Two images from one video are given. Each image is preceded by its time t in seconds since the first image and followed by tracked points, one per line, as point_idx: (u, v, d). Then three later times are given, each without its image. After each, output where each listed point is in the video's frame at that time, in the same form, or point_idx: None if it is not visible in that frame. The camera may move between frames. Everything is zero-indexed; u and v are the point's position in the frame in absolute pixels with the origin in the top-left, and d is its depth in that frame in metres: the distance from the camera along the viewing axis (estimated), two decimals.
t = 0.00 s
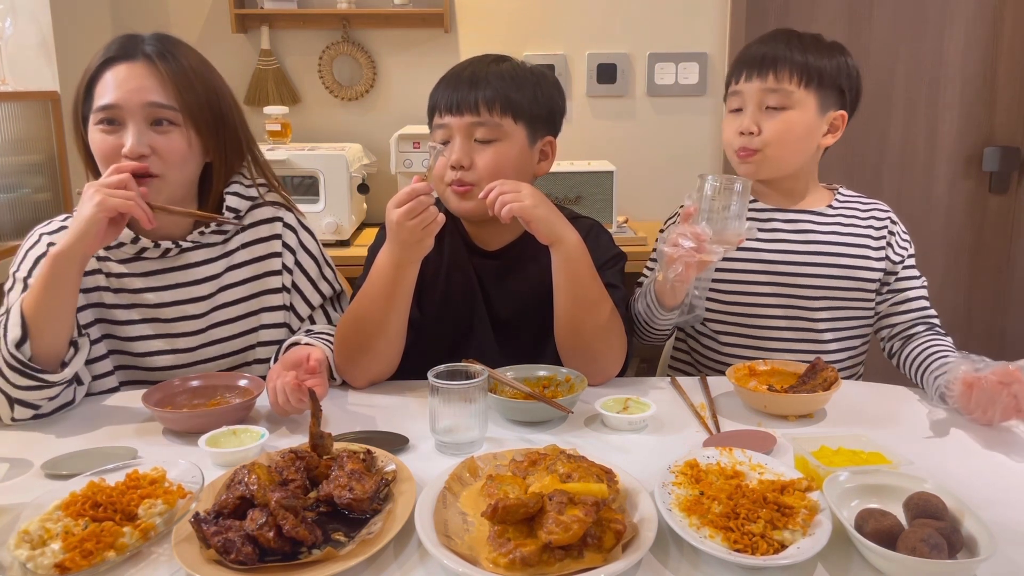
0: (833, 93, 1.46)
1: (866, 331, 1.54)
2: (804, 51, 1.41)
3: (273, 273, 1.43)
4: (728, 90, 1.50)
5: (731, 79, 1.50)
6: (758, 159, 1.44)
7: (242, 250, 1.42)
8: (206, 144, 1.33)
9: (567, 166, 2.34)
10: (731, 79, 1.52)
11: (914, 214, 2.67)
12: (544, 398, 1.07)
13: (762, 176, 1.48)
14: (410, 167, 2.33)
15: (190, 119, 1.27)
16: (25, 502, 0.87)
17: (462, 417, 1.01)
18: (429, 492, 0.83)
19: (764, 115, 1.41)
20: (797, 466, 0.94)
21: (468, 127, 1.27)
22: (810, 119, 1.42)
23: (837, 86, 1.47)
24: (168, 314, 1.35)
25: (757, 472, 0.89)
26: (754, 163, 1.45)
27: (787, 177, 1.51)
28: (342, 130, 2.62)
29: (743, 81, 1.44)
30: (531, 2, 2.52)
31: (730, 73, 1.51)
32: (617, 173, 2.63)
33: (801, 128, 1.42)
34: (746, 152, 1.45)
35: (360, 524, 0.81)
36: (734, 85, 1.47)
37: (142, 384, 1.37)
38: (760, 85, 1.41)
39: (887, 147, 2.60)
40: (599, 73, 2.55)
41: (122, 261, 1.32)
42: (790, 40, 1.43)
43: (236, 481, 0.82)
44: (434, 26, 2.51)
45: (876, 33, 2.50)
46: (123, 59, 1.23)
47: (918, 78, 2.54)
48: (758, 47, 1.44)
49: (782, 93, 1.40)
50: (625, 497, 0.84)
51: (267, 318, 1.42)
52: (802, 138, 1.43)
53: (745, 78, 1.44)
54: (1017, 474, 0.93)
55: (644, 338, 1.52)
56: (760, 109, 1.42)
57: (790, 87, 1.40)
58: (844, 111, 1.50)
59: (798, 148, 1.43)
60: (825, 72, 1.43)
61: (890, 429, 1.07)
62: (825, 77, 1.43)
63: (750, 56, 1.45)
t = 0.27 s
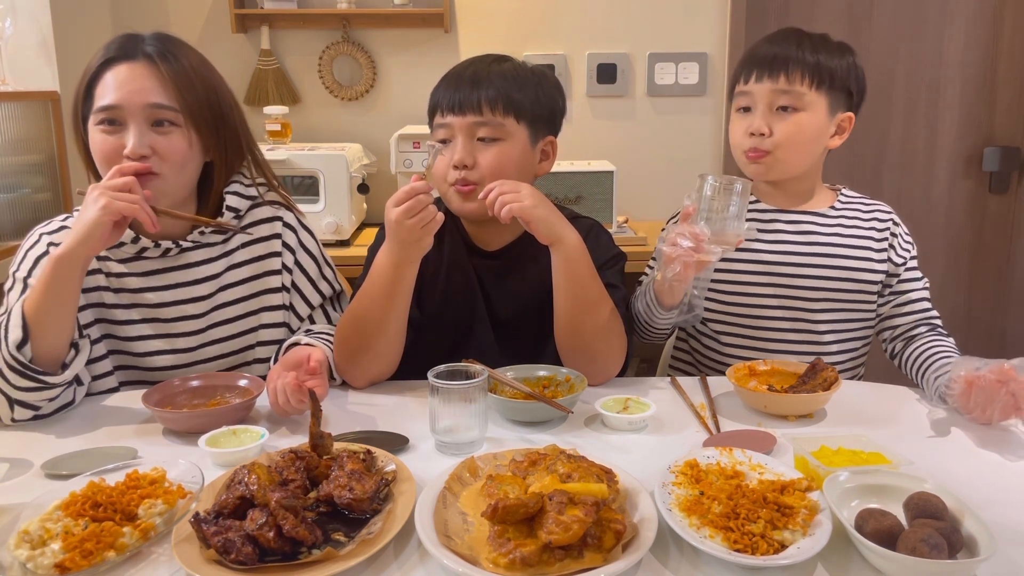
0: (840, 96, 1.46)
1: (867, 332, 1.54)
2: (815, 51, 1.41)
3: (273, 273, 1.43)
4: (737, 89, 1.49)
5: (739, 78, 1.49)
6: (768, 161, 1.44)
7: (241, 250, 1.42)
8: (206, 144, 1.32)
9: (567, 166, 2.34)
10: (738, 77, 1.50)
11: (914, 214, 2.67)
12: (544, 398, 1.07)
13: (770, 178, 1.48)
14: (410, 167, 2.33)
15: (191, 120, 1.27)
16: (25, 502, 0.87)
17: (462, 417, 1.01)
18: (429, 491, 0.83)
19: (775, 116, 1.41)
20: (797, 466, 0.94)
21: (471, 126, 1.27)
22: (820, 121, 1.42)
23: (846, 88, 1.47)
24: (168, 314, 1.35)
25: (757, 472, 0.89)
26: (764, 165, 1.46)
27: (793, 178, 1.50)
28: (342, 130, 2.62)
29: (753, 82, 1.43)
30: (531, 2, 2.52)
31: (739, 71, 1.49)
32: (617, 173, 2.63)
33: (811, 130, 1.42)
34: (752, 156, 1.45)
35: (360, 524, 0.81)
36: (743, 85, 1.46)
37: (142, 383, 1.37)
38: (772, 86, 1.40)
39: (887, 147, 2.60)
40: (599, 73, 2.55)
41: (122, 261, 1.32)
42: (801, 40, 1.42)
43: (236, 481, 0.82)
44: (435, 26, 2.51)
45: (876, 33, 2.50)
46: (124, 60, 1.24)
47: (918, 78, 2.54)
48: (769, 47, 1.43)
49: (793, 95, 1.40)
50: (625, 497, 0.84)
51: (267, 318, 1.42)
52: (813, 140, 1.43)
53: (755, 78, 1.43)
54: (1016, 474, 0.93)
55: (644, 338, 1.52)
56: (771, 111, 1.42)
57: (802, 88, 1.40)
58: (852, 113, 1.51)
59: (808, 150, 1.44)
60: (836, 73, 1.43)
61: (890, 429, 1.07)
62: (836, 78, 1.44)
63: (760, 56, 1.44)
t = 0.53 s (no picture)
0: (844, 96, 1.46)
1: (867, 333, 1.54)
2: (819, 51, 1.41)
3: (273, 272, 1.43)
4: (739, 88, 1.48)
5: (741, 80, 1.49)
6: (774, 163, 1.44)
7: (241, 250, 1.42)
8: (208, 144, 1.32)
9: (567, 166, 2.34)
10: (741, 79, 1.50)
11: (914, 214, 2.67)
12: (544, 398, 1.07)
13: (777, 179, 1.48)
14: (410, 167, 2.33)
15: (193, 121, 1.27)
16: (25, 502, 0.87)
17: (462, 417, 1.01)
18: (428, 491, 0.83)
19: (781, 117, 1.41)
20: (797, 466, 0.94)
21: (475, 125, 1.27)
22: (825, 122, 1.42)
23: (850, 88, 1.47)
24: (167, 314, 1.35)
25: (757, 472, 0.89)
26: (771, 167, 1.45)
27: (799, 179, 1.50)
28: (342, 130, 2.62)
29: (758, 83, 1.43)
30: (531, 2, 2.52)
31: (741, 73, 1.49)
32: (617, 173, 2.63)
33: (817, 132, 1.42)
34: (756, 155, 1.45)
35: (360, 524, 0.81)
36: (747, 86, 1.46)
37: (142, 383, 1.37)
38: (777, 88, 1.40)
39: (887, 147, 2.60)
40: (599, 73, 2.55)
41: (121, 261, 1.32)
42: (804, 40, 1.42)
43: (236, 481, 0.82)
44: (434, 26, 2.51)
45: (876, 32, 2.50)
46: (126, 61, 1.23)
47: (918, 78, 2.54)
48: (772, 48, 1.42)
49: (799, 96, 1.40)
50: (625, 497, 0.84)
51: (267, 318, 1.42)
52: (818, 140, 1.43)
53: (760, 79, 1.43)
54: (1016, 474, 0.93)
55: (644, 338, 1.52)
56: (776, 112, 1.42)
57: (808, 89, 1.40)
58: (855, 113, 1.52)
59: (814, 150, 1.44)
60: (841, 73, 1.43)
61: (890, 429, 1.07)
62: (841, 78, 1.43)
63: (764, 57, 1.43)
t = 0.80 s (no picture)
0: (846, 96, 1.46)
1: (868, 333, 1.54)
2: (821, 52, 1.41)
3: (277, 269, 1.43)
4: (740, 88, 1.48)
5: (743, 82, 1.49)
6: (778, 164, 1.44)
7: (246, 246, 1.42)
8: (216, 142, 1.33)
9: (567, 166, 2.34)
10: (742, 79, 1.50)
11: (914, 214, 2.67)
12: (544, 398, 1.07)
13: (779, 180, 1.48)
14: (410, 167, 2.33)
15: (202, 119, 1.28)
16: (26, 502, 0.87)
17: (463, 417, 1.01)
18: (428, 492, 0.83)
19: (783, 119, 1.41)
20: (797, 466, 0.94)
21: (479, 126, 1.27)
22: (828, 123, 1.42)
23: (852, 89, 1.47)
24: (172, 310, 1.35)
25: (757, 472, 0.89)
26: (774, 167, 1.45)
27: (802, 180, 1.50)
28: (342, 130, 2.62)
29: (760, 84, 1.43)
30: (531, 2, 2.52)
31: (742, 73, 1.49)
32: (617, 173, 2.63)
33: (820, 133, 1.42)
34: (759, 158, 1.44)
35: (360, 524, 0.80)
36: (748, 87, 1.45)
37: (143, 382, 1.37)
38: (779, 90, 1.41)
39: (887, 147, 2.60)
40: (599, 73, 2.55)
41: (127, 257, 1.32)
42: (806, 40, 1.42)
43: (236, 481, 0.82)
44: (434, 26, 2.51)
45: (876, 32, 2.50)
46: (135, 59, 1.24)
47: (918, 78, 2.54)
48: (774, 48, 1.42)
49: (802, 98, 1.40)
50: (625, 497, 0.84)
51: (269, 314, 1.42)
52: (819, 141, 1.43)
53: (762, 80, 1.43)
54: (1016, 474, 0.93)
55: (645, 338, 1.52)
56: (778, 113, 1.41)
57: (810, 91, 1.40)
58: (856, 113, 1.52)
59: (817, 151, 1.44)
60: (842, 73, 1.43)
61: (890, 429, 1.07)
62: (842, 79, 1.43)
63: (766, 58, 1.43)
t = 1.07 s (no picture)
0: (845, 97, 1.46)
1: (868, 333, 1.54)
2: (820, 52, 1.41)
3: (289, 263, 1.45)
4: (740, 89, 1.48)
5: (743, 83, 1.49)
6: (776, 165, 1.45)
7: (263, 240, 1.44)
8: (241, 140, 1.34)
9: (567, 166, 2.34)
10: (742, 79, 1.50)
11: (914, 214, 2.67)
12: (544, 398, 1.07)
13: (780, 181, 1.48)
14: (410, 167, 2.33)
15: (229, 120, 1.28)
16: (26, 502, 0.87)
17: (463, 417, 1.02)
18: (429, 492, 0.83)
19: (781, 120, 1.41)
20: (797, 466, 0.94)
21: (481, 125, 1.27)
22: (827, 123, 1.42)
23: (851, 89, 1.46)
24: (184, 296, 1.39)
25: (757, 472, 0.89)
26: (773, 169, 1.45)
27: (802, 181, 1.50)
28: (342, 130, 2.62)
29: (759, 85, 1.43)
30: (531, 2, 2.52)
31: (742, 73, 1.49)
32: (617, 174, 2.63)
33: (819, 133, 1.42)
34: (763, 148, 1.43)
35: (360, 524, 0.81)
36: (748, 88, 1.46)
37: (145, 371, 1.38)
38: (778, 91, 1.41)
39: (887, 147, 2.60)
40: (599, 73, 2.55)
41: (148, 237, 1.38)
42: (805, 41, 1.42)
43: (236, 481, 0.82)
44: (435, 26, 2.51)
45: (876, 32, 2.50)
46: (164, 58, 1.24)
47: (918, 78, 2.54)
48: (774, 49, 1.42)
49: (800, 99, 1.40)
50: (625, 497, 0.84)
51: (277, 308, 1.42)
52: (819, 142, 1.43)
53: (761, 81, 1.43)
54: (1016, 474, 0.93)
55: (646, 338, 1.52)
56: (777, 114, 1.41)
57: (809, 92, 1.40)
58: (856, 113, 1.52)
59: (816, 153, 1.44)
60: (842, 73, 1.43)
61: (890, 429, 1.07)
62: (842, 79, 1.43)
63: (766, 58, 1.43)
